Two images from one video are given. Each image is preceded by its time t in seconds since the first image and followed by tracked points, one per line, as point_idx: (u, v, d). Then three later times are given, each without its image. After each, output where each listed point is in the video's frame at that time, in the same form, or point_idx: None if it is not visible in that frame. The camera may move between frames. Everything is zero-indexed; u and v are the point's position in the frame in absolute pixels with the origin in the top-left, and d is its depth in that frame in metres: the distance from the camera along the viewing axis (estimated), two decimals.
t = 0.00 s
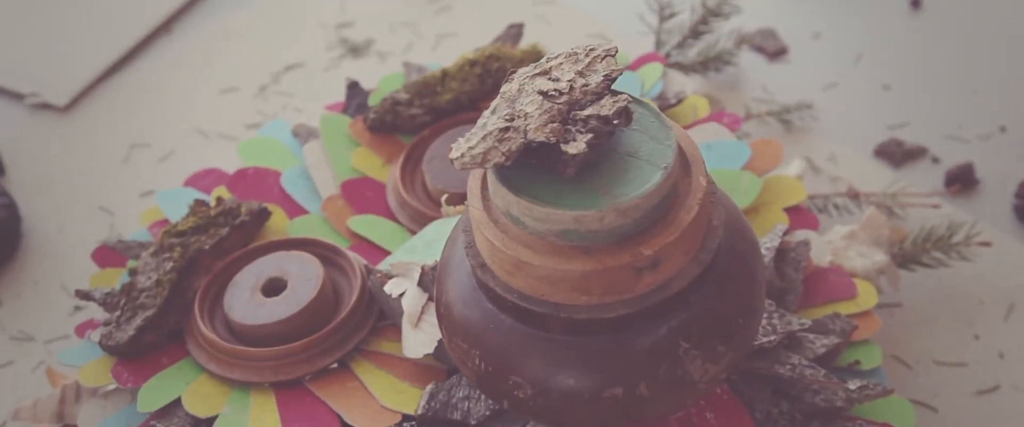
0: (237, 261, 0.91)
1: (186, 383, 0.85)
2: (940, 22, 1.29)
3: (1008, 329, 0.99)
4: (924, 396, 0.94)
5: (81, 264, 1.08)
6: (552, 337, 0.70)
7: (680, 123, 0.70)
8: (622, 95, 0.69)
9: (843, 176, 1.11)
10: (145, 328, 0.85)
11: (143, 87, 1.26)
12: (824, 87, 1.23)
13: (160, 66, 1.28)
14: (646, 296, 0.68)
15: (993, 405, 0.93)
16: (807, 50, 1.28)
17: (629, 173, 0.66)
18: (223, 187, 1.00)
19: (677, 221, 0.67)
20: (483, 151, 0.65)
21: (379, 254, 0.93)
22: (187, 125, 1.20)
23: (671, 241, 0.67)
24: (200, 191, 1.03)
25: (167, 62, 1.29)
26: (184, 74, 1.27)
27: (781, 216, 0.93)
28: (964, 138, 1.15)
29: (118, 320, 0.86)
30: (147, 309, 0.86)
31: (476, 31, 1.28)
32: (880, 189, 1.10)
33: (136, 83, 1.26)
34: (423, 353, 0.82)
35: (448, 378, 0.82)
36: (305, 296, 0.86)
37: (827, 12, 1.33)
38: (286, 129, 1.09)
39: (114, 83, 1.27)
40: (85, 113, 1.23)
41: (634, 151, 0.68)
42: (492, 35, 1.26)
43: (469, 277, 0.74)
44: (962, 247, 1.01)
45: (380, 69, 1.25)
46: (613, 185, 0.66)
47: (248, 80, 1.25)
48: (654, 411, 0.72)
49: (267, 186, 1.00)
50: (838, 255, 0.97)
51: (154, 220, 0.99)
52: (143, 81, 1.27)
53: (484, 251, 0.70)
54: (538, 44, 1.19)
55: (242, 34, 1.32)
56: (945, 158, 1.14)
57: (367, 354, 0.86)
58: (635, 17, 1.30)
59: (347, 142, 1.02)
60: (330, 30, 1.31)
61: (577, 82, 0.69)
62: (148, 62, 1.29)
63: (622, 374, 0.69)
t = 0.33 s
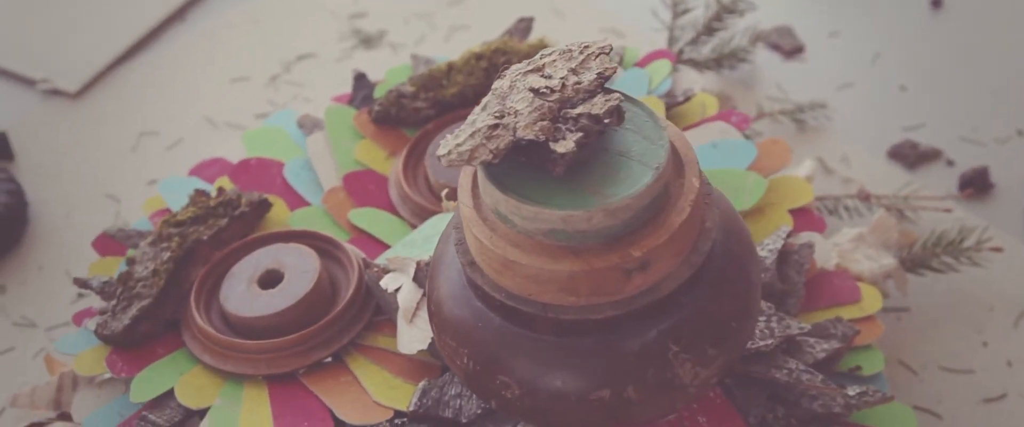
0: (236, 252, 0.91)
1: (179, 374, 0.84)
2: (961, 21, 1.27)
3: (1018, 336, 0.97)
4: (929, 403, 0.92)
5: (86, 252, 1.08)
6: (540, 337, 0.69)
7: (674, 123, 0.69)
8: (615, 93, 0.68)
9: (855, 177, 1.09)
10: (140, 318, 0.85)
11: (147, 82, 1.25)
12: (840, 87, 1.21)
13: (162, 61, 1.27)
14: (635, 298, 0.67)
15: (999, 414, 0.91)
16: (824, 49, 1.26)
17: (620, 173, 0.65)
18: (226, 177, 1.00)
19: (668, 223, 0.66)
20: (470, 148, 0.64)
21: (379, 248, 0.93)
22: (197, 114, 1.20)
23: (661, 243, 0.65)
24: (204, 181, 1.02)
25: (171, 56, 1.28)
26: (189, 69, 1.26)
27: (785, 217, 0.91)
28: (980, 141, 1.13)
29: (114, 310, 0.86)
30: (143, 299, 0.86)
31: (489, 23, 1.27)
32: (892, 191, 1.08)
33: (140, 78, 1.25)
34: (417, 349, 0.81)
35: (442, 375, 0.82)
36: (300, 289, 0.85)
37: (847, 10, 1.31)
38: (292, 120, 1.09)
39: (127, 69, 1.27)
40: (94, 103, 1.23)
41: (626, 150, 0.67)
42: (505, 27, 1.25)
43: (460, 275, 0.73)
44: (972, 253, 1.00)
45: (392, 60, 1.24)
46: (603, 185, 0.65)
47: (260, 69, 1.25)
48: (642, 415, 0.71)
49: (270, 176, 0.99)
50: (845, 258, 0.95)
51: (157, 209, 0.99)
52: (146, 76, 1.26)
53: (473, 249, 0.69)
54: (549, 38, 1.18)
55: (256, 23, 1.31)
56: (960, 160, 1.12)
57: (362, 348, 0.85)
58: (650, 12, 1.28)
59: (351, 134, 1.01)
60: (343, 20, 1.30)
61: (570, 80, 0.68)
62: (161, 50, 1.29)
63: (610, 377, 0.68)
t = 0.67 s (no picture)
0: (235, 242, 0.90)
1: (173, 363, 0.84)
2: (983, 22, 1.24)
3: None
4: (934, 411, 0.91)
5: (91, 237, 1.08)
6: (529, 335, 0.68)
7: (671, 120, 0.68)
8: (610, 89, 0.67)
9: (868, 179, 1.08)
10: (136, 305, 0.85)
11: (161, 68, 1.25)
12: (857, 87, 1.20)
13: (176, 47, 1.27)
14: (624, 298, 0.66)
15: (1006, 423, 0.89)
16: (842, 48, 1.25)
17: (612, 171, 0.64)
18: (230, 165, 0.99)
19: (660, 222, 0.65)
20: (460, 141, 0.63)
21: (379, 241, 0.92)
22: (207, 101, 1.20)
23: (652, 243, 0.64)
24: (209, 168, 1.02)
25: (184, 43, 1.28)
26: (202, 56, 1.26)
27: (791, 218, 0.90)
28: (998, 145, 1.11)
29: (111, 296, 0.86)
30: (139, 286, 0.86)
31: (504, 15, 1.25)
32: (905, 194, 1.07)
33: (153, 64, 1.26)
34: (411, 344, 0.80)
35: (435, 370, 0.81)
36: (297, 280, 0.84)
37: (867, 9, 1.29)
38: (300, 109, 1.08)
39: (142, 55, 1.27)
40: (106, 89, 1.22)
41: (619, 148, 0.66)
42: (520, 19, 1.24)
43: (451, 270, 0.72)
44: (984, 259, 0.98)
45: (404, 51, 1.23)
46: (594, 183, 0.64)
47: (273, 58, 1.25)
48: (632, 416, 0.70)
49: (274, 165, 0.99)
50: (852, 262, 0.94)
51: (160, 196, 0.99)
52: (160, 62, 1.26)
53: (463, 245, 0.68)
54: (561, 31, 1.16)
55: (271, 11, 1.31)
56: (976, 164, 1.10)
57: (357, 342, 0.85)
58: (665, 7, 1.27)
59: (357, 125, 1.01)
60: (358, 10, 1.30)
61: (564, 75, 0.67)
62: (176, 36, 1.29)
63: (598, 377, 0.67)
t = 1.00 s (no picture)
0: (236, 228, 0.89)
1: (169, 349, 0.83)
2: (1014, 22, 1.22)
3: None
4: (942, 420, 0.89)
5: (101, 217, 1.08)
6: (518, 334, 0.67)
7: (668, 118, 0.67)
8: (606, 85, 0.66)
9: (888, 181, 1.06)
10: (134, 290, 0.85)
11: (180, 50, 1.25)
12: (881, 86, 1.17)
13: (196, 29, 1.27)
14: (614, 299, 0.65)
15: None
16: (867, 46, 1.22)
17: (605, 169, 0.63)
18: (238, 151, 0.99)
19: (653, 222, 0.63)
20: (450, 134, 0.62)
21: (382, 230, 0.91)
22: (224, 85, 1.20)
23: (644, 243, 0.63)
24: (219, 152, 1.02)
25: (204, 26, 1.28)
26: (222, 39, 1.26)
27: (801, 220, 0.88)
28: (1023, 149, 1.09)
29: (110, 280, 0.86)
30: (139, 270, 0.85)
31: (525, 4, 1.24)
32: (924, 198, 1.04)
33: (173, 46, 1.26)
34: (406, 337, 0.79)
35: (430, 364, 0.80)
36: (296, 268, 0.84)
37: (895, 7, 1.27)
38: (311, 95, 1.08)
39: (162, 37, 1.27)
40: (125, 73, 1.23)
41: (614, 145, 0.64)
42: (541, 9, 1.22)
43: (443, 264, 0.71)
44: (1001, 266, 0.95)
45: (423, 38, 1.22)
46: (586, 181, 0.62)
47: (291, 42, 1.24)
48: (621, 418, 0.68)
49: (282, 151, 0.98)
50: (863, 265, 0.92)
51: (168, 180, 0.98)
52: (180, 43, 1.26)
53: (454, 239, 0.67)
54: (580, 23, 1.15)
55: None
56: (999, 168, 1.07)
57: (354, 333, 0.84)
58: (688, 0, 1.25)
59: (366, 113, 1.00)
60: None
61: (560, 69, 0.66)
62: (196, 18, 1.29)
63: (585, 378, 0.66)
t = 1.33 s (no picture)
0: (241, 215, 0.89)
1: (170, 334, 0.83)
2: None
3: None
4: None
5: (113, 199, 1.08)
6: (512, 331, 0.65)
7: (671, 115, 0.65)
8: (607, 80, 0.64)
9: (909, 183, 1.04)
10: (137, 274, 0.84)
11: (200, 33, 1.26)
12: (906, 86, 1.15)
13: (217, 13, 1.28)
14: (609, 299, 0.63)
15: None
16: (894, 45, 1.20)
17: (603, 166, 0.61)
18: (248, 136, 0.99)
19: (651, 221, 0.62)
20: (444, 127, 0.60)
21: (387, 220, 0.90)
22: (242, 71, 1.20)
23: (640, 243, 0.61)
24: (230, 137, 1.01)
25: (225, 10, 1.29)
26: (242, 23, 1.26)
27: (813, 220, 0.86)
28: None
29: (113, 263, 0.86)
30: (142, 255, 0.85)
31: None
32: (944, 202, 1.03)
33: (194, 29, 1.26)
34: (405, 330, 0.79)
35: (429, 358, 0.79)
36: (298, 257, 0.83)
37: (925, 4, 1.24)
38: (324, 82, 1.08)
39: (183, 20, 1.28)
40: (148, 61, 1.23)
41: (613, 141, 0.62)
42: None
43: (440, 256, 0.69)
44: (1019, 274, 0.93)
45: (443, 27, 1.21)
46: (583, 178, 0.60)
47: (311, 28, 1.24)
48: (613, 420, 0.67)
49: (292, 138, 0.98)
50: (878, 268, 0.90)
51: (178, 164, 0.98)
52: (201, 26, 1.27)
53: (450, 233, 0.66)
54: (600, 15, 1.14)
55: None
56: None
57: (355, 324, 0.83)
58: None
59: (378, 101, 0.99)
60: None
61: (561, 63, 0.64)
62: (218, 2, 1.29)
63: (578, 378, 0.65)
